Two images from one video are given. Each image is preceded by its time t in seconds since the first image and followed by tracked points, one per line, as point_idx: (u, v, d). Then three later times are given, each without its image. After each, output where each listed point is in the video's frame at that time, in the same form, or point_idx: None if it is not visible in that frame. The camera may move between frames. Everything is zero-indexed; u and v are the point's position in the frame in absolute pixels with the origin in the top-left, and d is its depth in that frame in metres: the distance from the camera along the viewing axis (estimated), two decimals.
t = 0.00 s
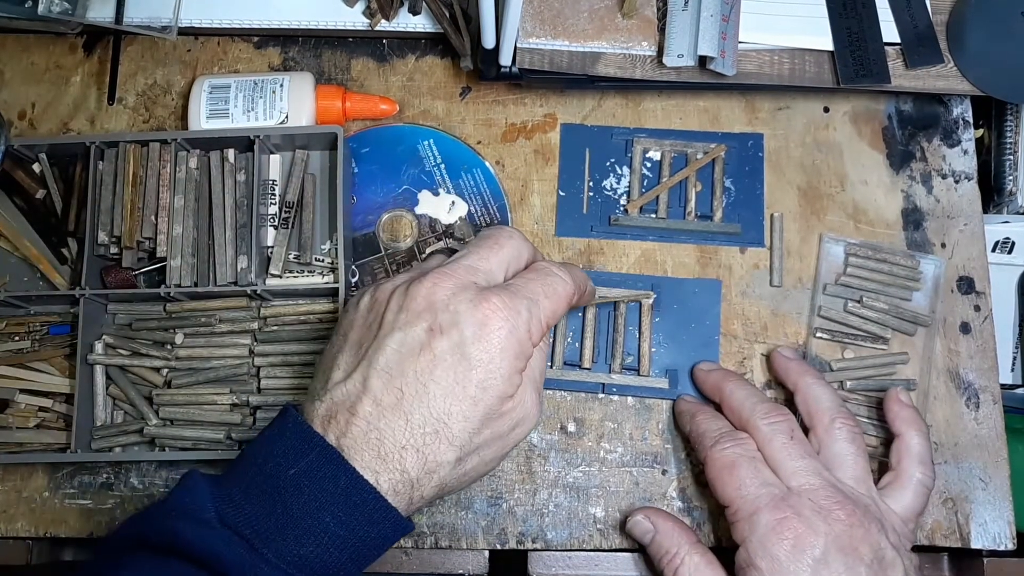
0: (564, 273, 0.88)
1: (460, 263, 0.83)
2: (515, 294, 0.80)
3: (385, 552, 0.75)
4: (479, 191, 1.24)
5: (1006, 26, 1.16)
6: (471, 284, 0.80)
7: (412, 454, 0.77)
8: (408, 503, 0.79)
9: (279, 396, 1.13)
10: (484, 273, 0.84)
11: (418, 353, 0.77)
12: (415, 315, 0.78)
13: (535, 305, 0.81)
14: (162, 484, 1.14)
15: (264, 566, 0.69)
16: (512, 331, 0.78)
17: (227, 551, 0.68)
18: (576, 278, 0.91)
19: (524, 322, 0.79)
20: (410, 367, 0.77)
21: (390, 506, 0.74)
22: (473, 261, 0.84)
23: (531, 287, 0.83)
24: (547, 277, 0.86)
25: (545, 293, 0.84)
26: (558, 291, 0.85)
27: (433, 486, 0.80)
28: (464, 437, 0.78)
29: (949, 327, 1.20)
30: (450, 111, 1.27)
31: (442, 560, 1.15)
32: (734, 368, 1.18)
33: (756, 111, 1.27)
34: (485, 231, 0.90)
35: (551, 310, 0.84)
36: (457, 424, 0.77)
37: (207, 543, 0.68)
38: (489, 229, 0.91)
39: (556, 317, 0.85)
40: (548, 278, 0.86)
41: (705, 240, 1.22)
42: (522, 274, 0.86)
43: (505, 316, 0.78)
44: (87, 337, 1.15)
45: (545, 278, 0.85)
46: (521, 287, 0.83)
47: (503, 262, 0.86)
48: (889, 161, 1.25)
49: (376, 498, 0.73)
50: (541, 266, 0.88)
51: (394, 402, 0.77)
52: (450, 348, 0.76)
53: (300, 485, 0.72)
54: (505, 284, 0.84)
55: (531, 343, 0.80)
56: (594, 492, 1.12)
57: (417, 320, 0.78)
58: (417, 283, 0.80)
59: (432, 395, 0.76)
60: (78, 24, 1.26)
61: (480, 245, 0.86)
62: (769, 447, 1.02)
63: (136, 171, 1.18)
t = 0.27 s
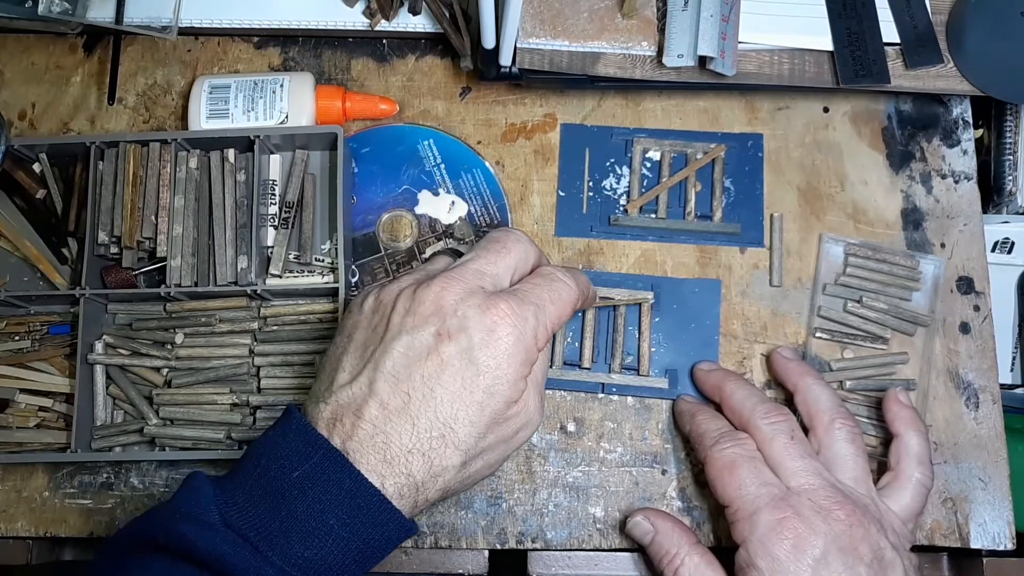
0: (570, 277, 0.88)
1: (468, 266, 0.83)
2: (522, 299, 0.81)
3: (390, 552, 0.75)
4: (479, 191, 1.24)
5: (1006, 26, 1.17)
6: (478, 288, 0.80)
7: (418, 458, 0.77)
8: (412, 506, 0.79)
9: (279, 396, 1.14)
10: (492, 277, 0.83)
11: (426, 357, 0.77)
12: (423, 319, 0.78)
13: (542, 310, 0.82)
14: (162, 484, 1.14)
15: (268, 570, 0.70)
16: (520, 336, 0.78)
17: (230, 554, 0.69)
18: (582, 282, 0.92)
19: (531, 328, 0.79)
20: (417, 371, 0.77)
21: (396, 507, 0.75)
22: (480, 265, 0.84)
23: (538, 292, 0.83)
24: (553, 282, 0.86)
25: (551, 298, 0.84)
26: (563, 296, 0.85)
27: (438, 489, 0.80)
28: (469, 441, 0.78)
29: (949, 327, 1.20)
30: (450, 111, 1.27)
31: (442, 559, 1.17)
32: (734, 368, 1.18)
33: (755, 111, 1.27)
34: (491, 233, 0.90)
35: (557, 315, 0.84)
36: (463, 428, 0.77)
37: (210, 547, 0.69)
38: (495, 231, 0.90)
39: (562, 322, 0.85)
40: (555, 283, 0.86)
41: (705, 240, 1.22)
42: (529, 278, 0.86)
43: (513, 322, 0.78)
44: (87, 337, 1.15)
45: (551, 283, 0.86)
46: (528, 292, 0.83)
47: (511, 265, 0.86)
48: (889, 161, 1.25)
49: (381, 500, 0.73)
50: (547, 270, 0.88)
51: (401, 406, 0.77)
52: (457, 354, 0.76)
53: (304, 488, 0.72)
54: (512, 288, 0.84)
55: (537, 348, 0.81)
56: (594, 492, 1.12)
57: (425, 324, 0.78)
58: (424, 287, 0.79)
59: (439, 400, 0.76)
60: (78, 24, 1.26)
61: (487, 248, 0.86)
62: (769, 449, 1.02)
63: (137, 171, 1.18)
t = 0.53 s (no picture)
0: (541, 263, 0.85)
1: (432, 257, 0.82)
2: (482, 285, 0.79)
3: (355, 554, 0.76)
4: (479, 191, 1.24)
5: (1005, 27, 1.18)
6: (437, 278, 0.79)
7: (378, 452, 0.77)
8: (378, 502, 0.79)
9: (280, 396, 1.14)
10: (458, 267, 0.82)
11: (383, 350, 0.77)
12: (381, 314, 0.78)
13: (504, 296, 0.79)
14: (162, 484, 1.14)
15: (228, 572, 0.69)
16: (477, 323, 0.76)
17: (196, 557, 0.69)
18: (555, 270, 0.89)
19: (491, 313, 0.77)
20: (376, 365, 0.77)
21: (355, 504, 0.76)
22: (445, 256, 0.83)
23: (502, 278, 0.81)
24: (521, 268, 0.83)
25: (516, 283, 0.81)
26: (530, 281, 0.82)
27: (404, 483, 0.79)
28: (431, 433, 0.77)
29: (949, 327, 1.20)
30: (450, 111, 1.27)
31: (442, 559, 1.17)
32: (734, 368, 1.18)
33: (756, 111, 1.27)
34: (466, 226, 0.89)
35: (524, 300, 0.82)
36: (423, 420, 0.77)
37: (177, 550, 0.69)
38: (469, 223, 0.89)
39: (531, 308, 0.82)
40: (524, 269, 0.83)
41: (705, 240, 1.22)
42: (496, 267, 0.84)
43: (468, 309, 0.76)
44: (87, 337, 1.15)
45: (518, 268, 0.83)
46: (492, 278, 0.81)
47: (478, 253, 0.84)
48: (888, 161, 1.25)
49: (344, 498, 0.75)
50: (518, 257, 0.86)
51: (360, 400, 0.77)
52: (412, 344, 0.76)
53: (269, 488, 0.74)
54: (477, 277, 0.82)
55: (501, 335, 0.78)
56: (594, 492, 1.12)
57: (383, 317, 0.78)
58: (384, 282, 0.80)
59: (397, 392, 0.76)
60: (78, 25, 1.26)
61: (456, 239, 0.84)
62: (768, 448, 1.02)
63: (137, 171, 1.18)
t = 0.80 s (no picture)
0: (517, 312, 0.84)
1: (407, 311, 0.80)
2: (460, 342, 0.77)
3: None
4: (479, 191, 1.24)
5: (1006, 27, 1.18)
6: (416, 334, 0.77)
7: (361, 519, 0.74)
8: (360, 567, 0.76)
9: (279, 396, 1.14)
10: (433, 321, 0.80)
11: (362, 413, 0.74)
12: (360, 372, 0.75)
13: (483, 351, 0.78)
14: (162, 484, 1.14)
15: None
16: (459, 382, 0.74)
17: None
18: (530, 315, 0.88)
19: (473, 372, 0.75)
20: (355, 429, 0.74)
21: (340, 572, 0.72)
22: (421, 307, 0.81)
23: (479, 331, 0.79)
24: (497, 318, 0.82)
25: (494, 334, 0.80)
26: (507, 331, 0.81)
27: (388, 545, 0.77)
28: (414, 498, 0.75)
29: (949, 327, 1.20)
30: (450, 111, 1.27)
31: (443, 559, 1.16)
32: (734, 368, 1.18)
33: (756, 111, 1.27)
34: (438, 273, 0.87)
35: (503, 352, 0.80)
36: (406, 485, 0.74)
37: None
38: (441, 270, 0.87)
39: (507, 360, 0.81)
40: (499, 319, 0.82)
41: (705, 240, 1.22)
42: (471, 318, 0.82)
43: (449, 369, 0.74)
44: (86, 337, 1.15)
45: (493, 319, 0.82)
46: (468, 332, 0.79)
47: (454, 304, 0.82)
48: (888, 161, 1.25)
49: (325, 566, 0.71)
50: (492, 306, 0.84)
51: (339, 465, 0.74)
52: (394, 407, 0.73)
53: (244, 556, 0.70)
54: (452, 330, 0.80)
55: (481, 392, 0.77)
56: (594, 492, 1.12)
57: (361, 377, 0.75)
58: (360, 338, 0.77)
59: (378, 458, 0.73)
60: (79, 25, 1.26)
61: (429, 290, 0.82)
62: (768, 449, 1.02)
63: (137, 171, 1.18)
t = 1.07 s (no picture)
0: (527, 319, 0.86)
1: (420, 318, 0.81)
2: (474, 350, 0.79)
3: None
4: (479, 191, 1.24)
5: (1006, 27, 1.18)
6: (431, 341, 0.79)
7: (378, 522, 0.76)
8: (376, 568, 0.78)
9: (279, 396, 1.14)
10: (447, 326, 0.81)
11: (380, 419, 0.76)
12: (376, 380, 0.77)
13: (496, 359, 0.80)
14: (162, 484, 1.14)
15: None
16: (475, 390, 0.76)
17: None
18: (538, 322, 0.90)
19: (487, 379, 0.77)
20: (372, 435, 0.76)
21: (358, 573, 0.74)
22: (434, 314, 0.81)
23: (491, 339, 0.81)
24: (508, 325, 0.84)
25: (507, 342, 0.82)
26: (518, 339, 0.83)
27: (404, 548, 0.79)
28: (429, 502, 0.77)
29: (949, 327, 1.20)
30: (450, 111, 1.27)
31: (443, 560, 1.15)
32: (734, 368, 1.18)
33: (755, 111, 1.27)
34: (448, 280, 0.88)
35: (515, 359, 0.82)
36: (422, 488, 0.76)
37: None
38: (451, 277, 0.88)
39: (519, 367, 0.83)
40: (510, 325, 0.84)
41: (705, 240, 1.22)
42: (482, 325, 0.84)
43: (464, 377, 0.76)
44: (86, 337, 1.15)
45: (505, 326, 0.84)
46: (481, 340, 0.81)
47: (467, 311, 0.84)
48: (888, 161, 1.25)
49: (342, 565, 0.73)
50: (502, 313, 0.86)
51: (357, 470, 0.76)
52: (411, 414, 0.75)
53: (265, 554, 0.73)
54: (465, 337, 0.82)
55: (495, 399, 0.79)
56: (594, 492, 1.12)
57: (378, 384, 0.77)
58: (376, 346, 0.78)
59: (396, 463, 0.75)
60: (79, 25, 1.26)
61: (441, 296, 0.83)
62: (768, 448, 1.02)
63: (137, 171, 1.18)
